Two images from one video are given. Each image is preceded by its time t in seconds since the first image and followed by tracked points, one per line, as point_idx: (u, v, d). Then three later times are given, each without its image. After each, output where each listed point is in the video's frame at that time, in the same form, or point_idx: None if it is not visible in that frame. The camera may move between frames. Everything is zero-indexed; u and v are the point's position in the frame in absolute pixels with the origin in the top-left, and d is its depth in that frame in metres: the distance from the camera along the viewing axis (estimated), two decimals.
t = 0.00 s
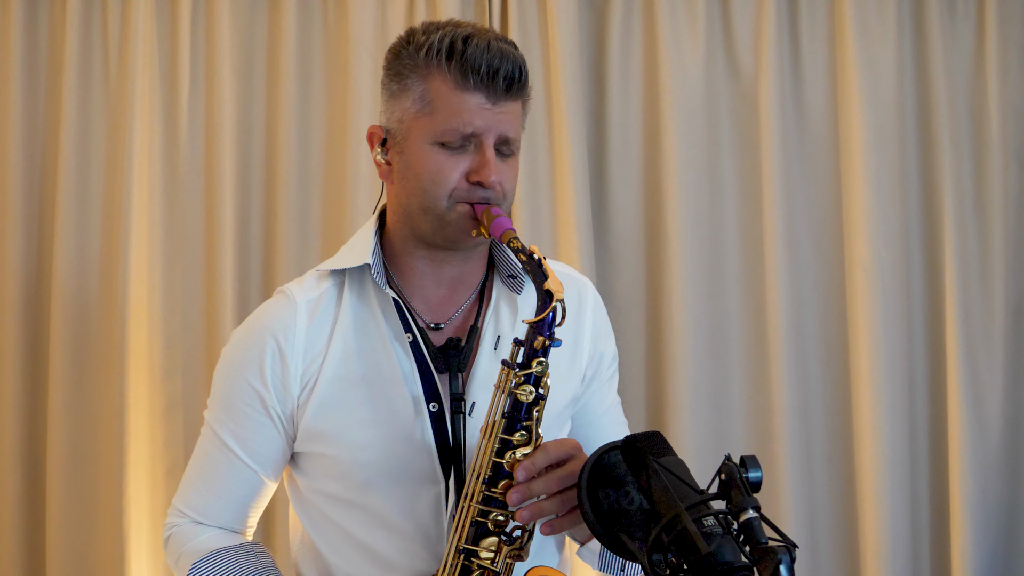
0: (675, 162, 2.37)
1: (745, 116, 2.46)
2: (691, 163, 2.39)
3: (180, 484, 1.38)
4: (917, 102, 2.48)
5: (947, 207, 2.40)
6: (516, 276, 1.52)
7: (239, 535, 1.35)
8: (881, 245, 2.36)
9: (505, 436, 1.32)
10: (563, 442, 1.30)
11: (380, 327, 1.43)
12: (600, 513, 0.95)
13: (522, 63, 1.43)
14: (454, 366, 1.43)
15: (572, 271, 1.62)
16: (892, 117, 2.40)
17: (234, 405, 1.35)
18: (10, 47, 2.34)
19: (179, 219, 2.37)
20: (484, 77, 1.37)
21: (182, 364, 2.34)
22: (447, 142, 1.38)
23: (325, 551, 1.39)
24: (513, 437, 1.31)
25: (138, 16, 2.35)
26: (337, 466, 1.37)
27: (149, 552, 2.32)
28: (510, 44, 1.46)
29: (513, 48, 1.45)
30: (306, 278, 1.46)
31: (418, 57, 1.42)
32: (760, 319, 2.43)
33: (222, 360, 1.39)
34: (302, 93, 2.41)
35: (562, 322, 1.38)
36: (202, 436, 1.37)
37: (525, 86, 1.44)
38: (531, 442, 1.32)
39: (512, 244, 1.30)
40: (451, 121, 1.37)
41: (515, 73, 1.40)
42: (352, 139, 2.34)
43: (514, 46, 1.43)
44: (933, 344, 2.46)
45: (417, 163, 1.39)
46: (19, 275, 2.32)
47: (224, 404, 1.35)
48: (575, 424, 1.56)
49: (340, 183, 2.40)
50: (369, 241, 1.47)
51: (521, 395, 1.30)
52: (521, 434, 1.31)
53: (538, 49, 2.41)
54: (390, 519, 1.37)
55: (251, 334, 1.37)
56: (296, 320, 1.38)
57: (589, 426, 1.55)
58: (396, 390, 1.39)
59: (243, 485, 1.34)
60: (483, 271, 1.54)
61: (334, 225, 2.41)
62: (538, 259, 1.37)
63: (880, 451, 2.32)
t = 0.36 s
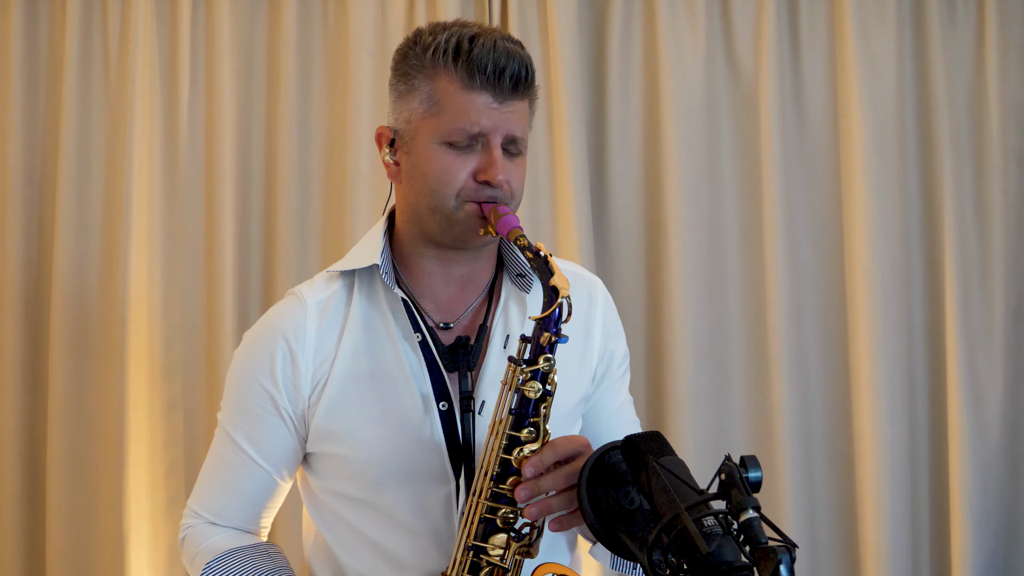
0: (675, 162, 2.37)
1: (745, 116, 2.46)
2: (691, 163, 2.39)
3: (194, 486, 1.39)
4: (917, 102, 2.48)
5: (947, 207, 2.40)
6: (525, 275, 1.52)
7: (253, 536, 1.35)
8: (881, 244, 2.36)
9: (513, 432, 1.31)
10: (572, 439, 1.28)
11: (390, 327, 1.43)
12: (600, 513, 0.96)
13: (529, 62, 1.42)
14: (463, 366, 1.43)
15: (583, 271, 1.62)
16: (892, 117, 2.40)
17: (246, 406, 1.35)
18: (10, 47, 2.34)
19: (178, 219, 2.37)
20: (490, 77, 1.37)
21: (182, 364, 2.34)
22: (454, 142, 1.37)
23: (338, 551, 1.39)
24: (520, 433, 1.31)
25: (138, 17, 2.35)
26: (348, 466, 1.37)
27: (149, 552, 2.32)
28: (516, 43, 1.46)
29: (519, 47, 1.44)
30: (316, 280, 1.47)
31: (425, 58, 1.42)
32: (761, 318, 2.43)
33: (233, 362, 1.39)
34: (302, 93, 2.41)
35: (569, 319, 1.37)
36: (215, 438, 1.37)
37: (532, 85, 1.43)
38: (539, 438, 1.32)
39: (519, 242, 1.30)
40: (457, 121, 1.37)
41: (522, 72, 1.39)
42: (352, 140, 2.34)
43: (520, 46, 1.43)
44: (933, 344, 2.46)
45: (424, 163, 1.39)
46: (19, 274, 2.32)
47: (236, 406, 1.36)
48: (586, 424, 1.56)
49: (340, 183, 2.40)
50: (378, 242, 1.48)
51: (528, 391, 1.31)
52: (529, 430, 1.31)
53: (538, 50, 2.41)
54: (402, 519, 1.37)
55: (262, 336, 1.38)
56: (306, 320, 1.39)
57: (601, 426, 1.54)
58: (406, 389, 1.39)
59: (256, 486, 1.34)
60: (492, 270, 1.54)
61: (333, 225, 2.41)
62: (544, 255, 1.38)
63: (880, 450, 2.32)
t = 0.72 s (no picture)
0: (675, 162, 2.37)
1: (745, 116, 2.46)
2: (691, 163, 2.39)
3: (201, 488, 1.39)
4: (917, 102, 2.48)
5: (947, 207, 2.40)
6: (530, 276, 1.52)
7: (259, 538, 1.35)
8: (881, 244, 2.36)
9: (518, 427, 1.31)
10: (577, 434, 1.28)
11: (395, 328, 1.43)
12: (600, 513, 0.96)
13: (531, 63, 1.43)
14: (469, 366, 1.43)
15: (587, 273, 1.61)
16: (892, 117, 2.40)
17: (253, 407, 1.35)
18: (10, 47, 2.34)
19: (178, 219, 2.37)
20: (493, 77, 1.37)
21: (182, 364, 2.35)
22: (457, 143, 1.38)
23: (344, 552, 1.38)
24: (526, 427, 1.30)
25: (138, 16, 2.35)
26: (354, 466, 1.37)
27: (149, 552, 2.32)
28: (518, 44, 1.46)
29: (521, 49, 1.45)
30: (322, 281, 1.47)
31: (428, 59, 1.43)
32: (761, 318, 2.43)
33: (240, 364, 1.40)
34: (302, 93, 2.41)
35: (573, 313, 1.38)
36: (223, 440, 1.38)
37: (534, 86, 1.43)
38: (544, 433, 1.31)
39: (522, 240, 1.30)
40: (460, 121, 1.37)
41: (523, 73, 1.39)
42: (352, 140, 2.34)
43: (521, 47, 1.43)
44: (933, 344, 2.46)
45: (428, 164, 1.39)
46: (19, 274, 2.32)
47: (243, 407, 1.36)
48: (592, 425, 1.55)
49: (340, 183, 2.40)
50: (384, 243, 1.48)
51: (533, 385, 1.31)
52: (534, 425, 1.30)
53: (537, 50, 2.41)
54: (408, 518, 1.36)
55: (268, 337, 1.38)
56: (312, 321, 1.39)
57: (607, 427, 1.53)
58: (412, 389, 1.39)
59: (262, 487, 1.34)
60: (497, 272, 1.54)
61: (333, 225, 2.41)
62: (548, 253, 1.37)
63: (880, 450, 2.32)
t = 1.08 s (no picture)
0: (675, 162, 2.37)
1: (745, 115, 2.46)
2: (691, 163, 2.39)
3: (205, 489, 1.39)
4: (917, 102, 2.48)
5: (947, 207, 2.40)
6: (532, 274, 1.52)
7: (262, 538, 1.35)
8: (881, 244, 2.36)
9: (518, 423, 1.32)
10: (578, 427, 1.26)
11: (397, 327, 1.43)
12: (600, 513, 0.96)
13: (532, 62, 1.42)
14: (472, 364, 1.43)
15: (589, 273, 1.61)
16: (892, 117, 2.39)
17: (256, 407, 1.35)
18: (10, 47, 2.34)
19: (178, 219, 2.37)
20: (493, 76, 1.37)
21: (182, 364, 2.35)
22: (459, 141, 1.38)
23: (348, 552, 1.38)
24: (526, 423, 1.31)
25: (138, 16, 2.35)
26: (357, 465, 1.37)
27: (149, 552, 2.31)
28: (519, 43, 1.46)
29: (522, 48, 1.45)
30: (325, 281, 1.47)
31: (430, 59, 1.43)
32: (761, 318, 2.43)
33: (243, 364, 1.40)
34: (302, 93, 2.41)
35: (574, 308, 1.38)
36: (226, 440, 1.38)
37: (535, 85, 1.43)
38: (545, 428, 1.31)
39: (523, 236, 1.31)
40: (462, 120, 1.37)
41: (524, 72, 1.39)
42: (352, 140, 2.34)
43: (522, 46, 1.43)
44: (933, 344, 2.46)
45: (430, 163, 1.39)
46: (19, 274, 2.32)
47: (246, 407, 1.36)
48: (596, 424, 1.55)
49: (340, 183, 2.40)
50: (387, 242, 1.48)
51: (534, 380, 1.31)
52: (535, 420, 1.31)
53: (537, 50, 2.41)
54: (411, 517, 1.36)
55: (270, 337, 1.38)
56: (314, 320, 1.39)
57: (611, 427, 1.54)
58: (414, 387, 1.39)
59: (265, 487, 1.35)
60: (500, 271, 1.54)
61: (333, 225, 2.41)
62: (549, 248, 1.37)
63: (880, 450, 2.32)
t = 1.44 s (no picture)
0: (675, 162, 2.37)
1: (745, 115, 2.46)
2: (691, 163, 2.39)
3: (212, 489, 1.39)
4: (918, 101, 2.48)
5: (947, 207, 2.40)
6: (536, 275, 1.52)
7: (269, 538, 1.35)
8: (881, 244, 2.36)
9: (516, 425, 1.31)
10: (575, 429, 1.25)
11: (401, 328, 1.43)
12: (600, 513, 0.96)
13: (533, 61, 1.42)
14: (475, 365, 1.42)
15: (595, 272, 1.61)
16: (892, 117, 2.39)
17: (260, 407, 1.36)
18: (10, 46, 2.34)
19: (179, 219, 2.37)
20: (494, 76, 1.37)
21: (182, 363, 2.35)
22: (459, 142, 1.38)
23: (353, 553, 1.38)
24: (524, 425, 1.30)
25: (138, 15, 2.36)
26: (360, 466, 1.37)
27: (149, 552, 2.31)
28: (520, 43, 1.45)
29: (523, 47, 1.44)
30: (330, 282, 1.48)
31: (430, 59, 1.43)
32: (761, 318, 2.43)
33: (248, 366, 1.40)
34: (302, 92, 2.41)
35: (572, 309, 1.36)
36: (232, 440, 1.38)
37: (537, 84, 1.43)
38: (543, 431, 1.30)
39: (523, 237, 1.30)
40: (462, 120, 1.37)
41: (525, 71, 1.39)
42: (352, 139, 2.34)
43: (523, 45, 1.43)
44: (933, 344, 2.46)
45: (432, 163, 1.39)
46: (19, 274, 2.32)
47: (251, 407, 1.37)
48: (603, 425, 1.55)
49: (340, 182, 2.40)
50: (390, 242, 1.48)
51: (532, 382, 1.29)
52: (533, 422, 1.30)
53: (537, 49, 2.41)
54: (414, 518, 1.36)
55: (275, 338, 1.39)
56: (318, 322, 1.40)
57: (618, 427, 1.53)
58: (417, 388, 1.39)
59: (270, 487, 1.35)
60: (504, 271, 1.54)
61: (333, 225, 2.41)
62: (547, 249, 1.37)
63: (880, 450, 2.32)
